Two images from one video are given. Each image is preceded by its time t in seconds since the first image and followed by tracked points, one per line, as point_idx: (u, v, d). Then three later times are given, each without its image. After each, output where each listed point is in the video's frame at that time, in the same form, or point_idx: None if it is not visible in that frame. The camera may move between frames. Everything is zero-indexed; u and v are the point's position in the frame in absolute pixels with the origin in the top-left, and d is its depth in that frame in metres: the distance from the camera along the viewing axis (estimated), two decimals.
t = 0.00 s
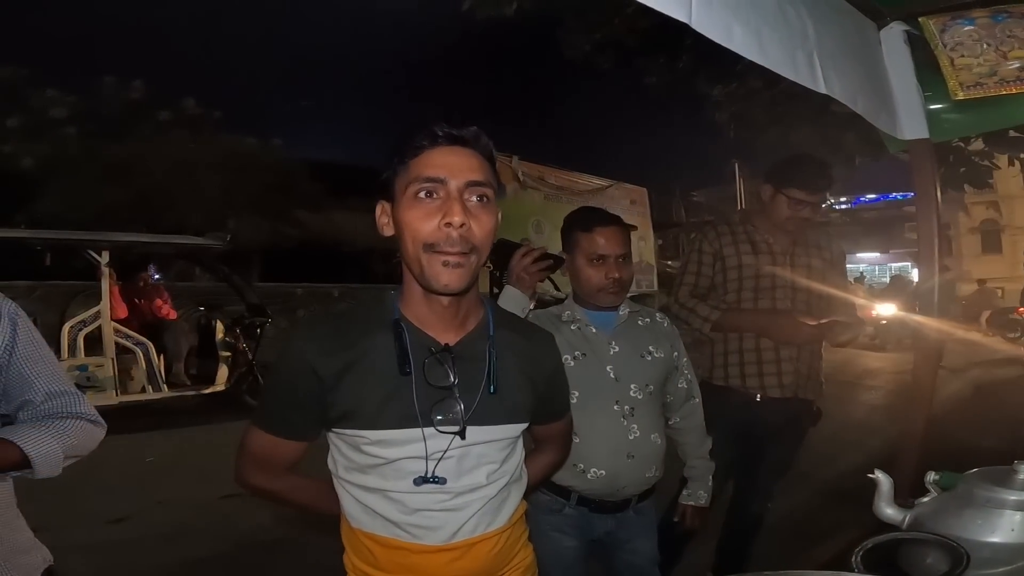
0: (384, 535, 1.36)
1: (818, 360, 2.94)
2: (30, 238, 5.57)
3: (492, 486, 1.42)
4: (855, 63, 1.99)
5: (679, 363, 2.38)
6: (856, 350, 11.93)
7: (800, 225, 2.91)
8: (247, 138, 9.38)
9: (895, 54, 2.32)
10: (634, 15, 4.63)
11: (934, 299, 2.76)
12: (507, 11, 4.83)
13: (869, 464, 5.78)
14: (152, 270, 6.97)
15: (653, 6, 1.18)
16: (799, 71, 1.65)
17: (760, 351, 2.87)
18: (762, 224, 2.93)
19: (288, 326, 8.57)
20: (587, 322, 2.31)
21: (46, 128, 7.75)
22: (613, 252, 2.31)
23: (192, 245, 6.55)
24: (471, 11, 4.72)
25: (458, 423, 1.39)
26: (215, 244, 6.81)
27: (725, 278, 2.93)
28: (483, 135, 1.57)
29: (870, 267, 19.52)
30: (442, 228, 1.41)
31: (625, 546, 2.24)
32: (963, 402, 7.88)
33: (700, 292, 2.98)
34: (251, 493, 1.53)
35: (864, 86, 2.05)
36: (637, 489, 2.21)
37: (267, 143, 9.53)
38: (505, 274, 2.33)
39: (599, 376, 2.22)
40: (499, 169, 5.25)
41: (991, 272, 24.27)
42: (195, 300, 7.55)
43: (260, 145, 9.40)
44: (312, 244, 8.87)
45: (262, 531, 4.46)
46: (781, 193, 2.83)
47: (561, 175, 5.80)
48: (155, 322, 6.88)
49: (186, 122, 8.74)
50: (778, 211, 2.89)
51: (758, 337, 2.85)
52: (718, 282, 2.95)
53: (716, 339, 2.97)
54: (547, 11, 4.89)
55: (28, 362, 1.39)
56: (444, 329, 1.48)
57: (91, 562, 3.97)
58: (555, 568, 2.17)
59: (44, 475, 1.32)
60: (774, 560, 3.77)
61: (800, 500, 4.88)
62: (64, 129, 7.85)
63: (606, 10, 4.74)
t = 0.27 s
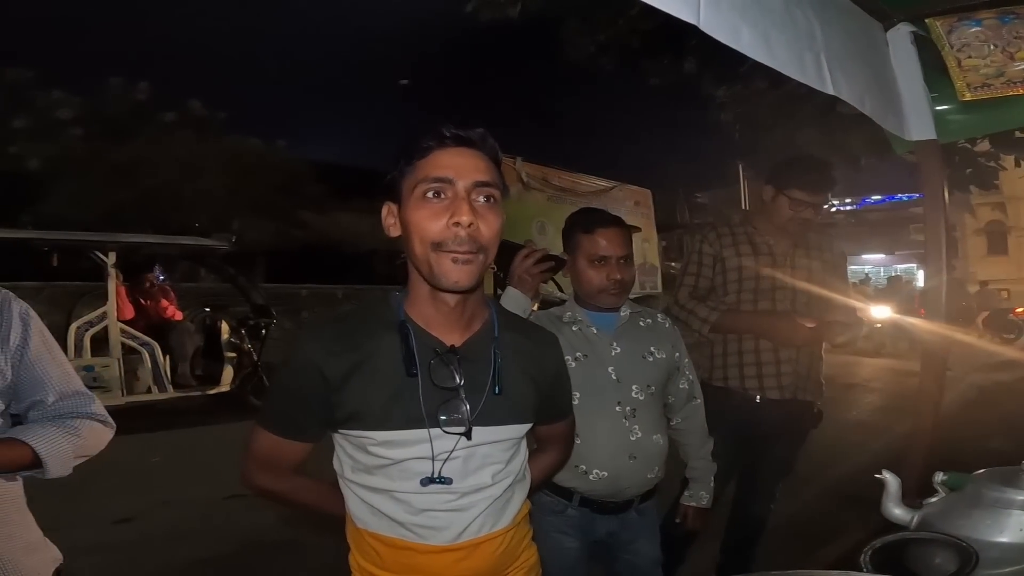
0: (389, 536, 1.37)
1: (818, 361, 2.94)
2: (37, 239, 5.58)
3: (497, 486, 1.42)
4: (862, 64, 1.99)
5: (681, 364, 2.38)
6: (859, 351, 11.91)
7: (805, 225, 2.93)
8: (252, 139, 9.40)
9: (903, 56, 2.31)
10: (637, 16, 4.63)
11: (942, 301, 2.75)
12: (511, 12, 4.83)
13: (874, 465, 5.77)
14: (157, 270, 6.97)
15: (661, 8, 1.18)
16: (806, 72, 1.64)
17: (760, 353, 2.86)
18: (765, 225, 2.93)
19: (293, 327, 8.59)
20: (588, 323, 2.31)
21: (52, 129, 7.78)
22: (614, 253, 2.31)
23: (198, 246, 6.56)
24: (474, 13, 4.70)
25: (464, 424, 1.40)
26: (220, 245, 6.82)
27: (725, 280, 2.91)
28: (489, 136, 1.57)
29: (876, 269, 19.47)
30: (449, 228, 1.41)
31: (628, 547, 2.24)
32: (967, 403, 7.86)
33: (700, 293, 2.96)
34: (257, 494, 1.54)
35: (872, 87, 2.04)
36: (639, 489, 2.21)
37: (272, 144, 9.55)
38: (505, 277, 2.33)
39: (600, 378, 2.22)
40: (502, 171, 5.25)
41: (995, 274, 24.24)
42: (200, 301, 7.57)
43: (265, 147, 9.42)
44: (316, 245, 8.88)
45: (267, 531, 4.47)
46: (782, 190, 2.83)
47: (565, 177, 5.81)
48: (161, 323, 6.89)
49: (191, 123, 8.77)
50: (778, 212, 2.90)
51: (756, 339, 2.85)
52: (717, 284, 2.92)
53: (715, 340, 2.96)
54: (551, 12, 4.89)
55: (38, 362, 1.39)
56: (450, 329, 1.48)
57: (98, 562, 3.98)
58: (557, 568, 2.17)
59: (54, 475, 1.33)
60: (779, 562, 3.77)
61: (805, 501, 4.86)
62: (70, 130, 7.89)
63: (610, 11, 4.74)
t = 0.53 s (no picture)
0: (396, 534, 1.37)
1: (818, 363, 2.93)
2: (45, 240, 5.61)
3: (503, 485, 1.42)
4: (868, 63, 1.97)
5: (683, 363, 2.38)
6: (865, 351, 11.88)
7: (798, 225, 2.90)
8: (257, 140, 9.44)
9: (910, 56, 2.32)
10: (643, 17, 4.64)
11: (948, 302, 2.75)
12: (515, 13, 4.84)
13: (881, 466, 5.75)
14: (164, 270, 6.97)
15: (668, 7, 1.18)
16: (813, 71, 1.64)
17: (757, 352, 2.86)
18: (768, 225, 2.93)
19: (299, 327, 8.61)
20: (591, 323, 2.31)
21: (60, 130, 7.83)
22: (617, 253, 2.30)
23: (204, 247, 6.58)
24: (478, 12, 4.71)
25: (471, 422, 1.40)
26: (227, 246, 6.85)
27: (725, 280, 2.91)
28: (497, 135, 1.58)
29: (882, 269, 19.37)
30: (459, 226, 1.42)
31: (632, 546, 2.24)
32: (973, 405, 7.83)
33: (700, 294, 2.94)
34: (266, 493, 1.55)
35: (880, 87, 2.04)
36: (643, 488, 2.22)
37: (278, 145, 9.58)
38: (510, 275, 2.35)
39: (603, 377, 2.22)
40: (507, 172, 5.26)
41: (1002, 276, 24.11)
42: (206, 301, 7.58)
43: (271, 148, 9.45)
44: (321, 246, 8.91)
45: (273, 531, 4.49)
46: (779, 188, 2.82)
47: (570, 178, 5.82)
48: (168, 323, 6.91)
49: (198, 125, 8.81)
50: (773, 212, 2.92)
51: (756, 339, 2.85)
52: (717, 284, 2.92)
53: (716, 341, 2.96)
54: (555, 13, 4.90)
55: (51, 360, 1.41)
56: (459, 327, 1.49)
57: (105, 561, 4.00)
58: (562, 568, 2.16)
59: (66, 473, 1.34)
60: (785, 563, 3.76)
61: (810, 502, 4.85)
62: (77, 131, 7.93)
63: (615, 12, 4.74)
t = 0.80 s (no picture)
0: (401, 531, 1.38)
1: (821, 364, 2.93)
2: (56, 243, 5.64)
3: (506, 482, 1.43)
4: (873, 67, 1.99)
5: (683, 364, 2.38)
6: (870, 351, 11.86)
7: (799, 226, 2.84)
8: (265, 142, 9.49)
9: (916, 59, 2.32)
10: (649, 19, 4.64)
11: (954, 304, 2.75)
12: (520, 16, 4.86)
13: (889, 468, 5.72)
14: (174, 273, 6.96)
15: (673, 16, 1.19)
16: (817, 74, 1.65)
17: (760, 354, 2.87)
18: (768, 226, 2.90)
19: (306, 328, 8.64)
20: (592, 325, 2.32)
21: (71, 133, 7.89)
22: (619, 256, 2.29)
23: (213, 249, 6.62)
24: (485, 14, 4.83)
25: (474, 421, 1.41)
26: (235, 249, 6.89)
27: (727, 281, 2.91)
28: (513, 157, 1.56)
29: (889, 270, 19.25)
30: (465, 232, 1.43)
31: (635, 546, 2.25)
32: (979, 405, 7.80)
33: (703, 295, 2.91)
34: (275, 492, 1.56)
35: (885, 89, 2.05)
36: (646, 488, 2.22)
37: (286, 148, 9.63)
38: (513, 278, 2.36)
39: (605, 378, 2.23)
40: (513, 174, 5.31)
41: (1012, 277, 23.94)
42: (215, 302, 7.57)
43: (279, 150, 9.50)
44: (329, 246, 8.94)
45: (280, 530, 4.51)
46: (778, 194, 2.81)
47: (576, 180, 5.87)
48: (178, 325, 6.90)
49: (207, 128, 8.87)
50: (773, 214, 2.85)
51: (758, 341, 2.87)
52: (720, 287, 2.90)
53: (718, 343, 2.96)
54: (560, 13, 4.92)
55: (66, 361, 1.43)
56: (460, 329, 1.50)
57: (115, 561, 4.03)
58: (566, 569, 2.17)
59: (80, 472, 1.36)
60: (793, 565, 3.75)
61: (818, 503, 4.83)
62: (88, 134, 8.00)
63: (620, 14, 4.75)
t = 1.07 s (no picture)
0: (408, 528, 1.39)
1: (827, 363, 2.92)
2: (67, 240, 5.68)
3: (511, 481, 1.44)
4: (883, 69, 1.98)
5: (685, 362, 2.39)
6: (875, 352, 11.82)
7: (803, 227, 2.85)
8: (273, 141, 9.54)
9: (925, 60, 2.31)
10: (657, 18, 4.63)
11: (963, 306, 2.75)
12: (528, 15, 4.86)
13: (895, 470, 5.71)
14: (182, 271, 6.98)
15: (684, 20, 1.19)
16: (826, 76, 1.65)
17: (764, 355, 2.86)
18: (773, 227, 2.89)
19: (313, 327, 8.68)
20: (596, 323, 2.32)
21: (81, 132, 7.95)
22: (623, 254, 2.30)
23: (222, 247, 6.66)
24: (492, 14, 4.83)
25: (480, 420, 1.42)
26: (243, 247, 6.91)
27: (731, 282, 2.92)
28: (518, 148, 1.58)
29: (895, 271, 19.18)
30: (476, 240, 1.43)
31: (639, 542, 2.26)
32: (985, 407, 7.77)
33: (707, 296, 2.93)
34: (284, 488, 1.57)
35: (893, 91, 2.04)
36: (649, 486, 2.23)
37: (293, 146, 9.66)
38: (517, 276, 2.36)
39: (608, 376, 2.23)
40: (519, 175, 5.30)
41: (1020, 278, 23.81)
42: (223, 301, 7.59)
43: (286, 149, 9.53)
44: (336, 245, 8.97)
45: (286, 528, 4.53)
46: (783, 196, 2.81)
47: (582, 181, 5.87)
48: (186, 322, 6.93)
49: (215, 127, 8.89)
50: (779, 215, 2.87)
51: (762, 342, 2.86)
52: (724, 287, 2.92)
53: (722, 343, 2.96)
54: (567, 14, 4.93)
55: (77, 357, 1.45)
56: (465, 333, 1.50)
57: (122, 557, 4.06)
58: (570, 566, 2.18)
59: (91, 468, 1.37)
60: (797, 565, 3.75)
61: (823, 504, 4.83)
62: (98, 133, 8.06)
63: (627, 14, 4.74)
